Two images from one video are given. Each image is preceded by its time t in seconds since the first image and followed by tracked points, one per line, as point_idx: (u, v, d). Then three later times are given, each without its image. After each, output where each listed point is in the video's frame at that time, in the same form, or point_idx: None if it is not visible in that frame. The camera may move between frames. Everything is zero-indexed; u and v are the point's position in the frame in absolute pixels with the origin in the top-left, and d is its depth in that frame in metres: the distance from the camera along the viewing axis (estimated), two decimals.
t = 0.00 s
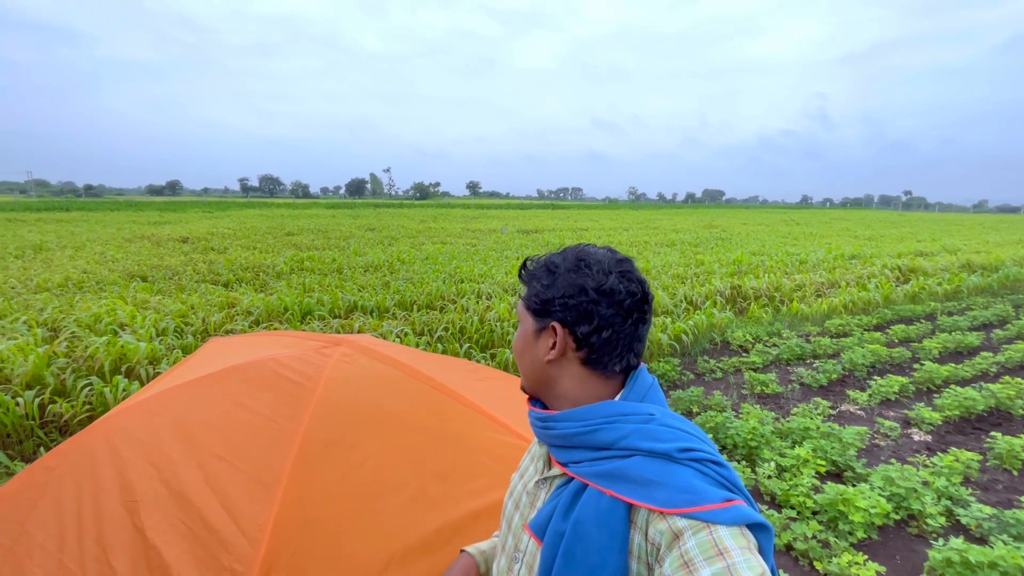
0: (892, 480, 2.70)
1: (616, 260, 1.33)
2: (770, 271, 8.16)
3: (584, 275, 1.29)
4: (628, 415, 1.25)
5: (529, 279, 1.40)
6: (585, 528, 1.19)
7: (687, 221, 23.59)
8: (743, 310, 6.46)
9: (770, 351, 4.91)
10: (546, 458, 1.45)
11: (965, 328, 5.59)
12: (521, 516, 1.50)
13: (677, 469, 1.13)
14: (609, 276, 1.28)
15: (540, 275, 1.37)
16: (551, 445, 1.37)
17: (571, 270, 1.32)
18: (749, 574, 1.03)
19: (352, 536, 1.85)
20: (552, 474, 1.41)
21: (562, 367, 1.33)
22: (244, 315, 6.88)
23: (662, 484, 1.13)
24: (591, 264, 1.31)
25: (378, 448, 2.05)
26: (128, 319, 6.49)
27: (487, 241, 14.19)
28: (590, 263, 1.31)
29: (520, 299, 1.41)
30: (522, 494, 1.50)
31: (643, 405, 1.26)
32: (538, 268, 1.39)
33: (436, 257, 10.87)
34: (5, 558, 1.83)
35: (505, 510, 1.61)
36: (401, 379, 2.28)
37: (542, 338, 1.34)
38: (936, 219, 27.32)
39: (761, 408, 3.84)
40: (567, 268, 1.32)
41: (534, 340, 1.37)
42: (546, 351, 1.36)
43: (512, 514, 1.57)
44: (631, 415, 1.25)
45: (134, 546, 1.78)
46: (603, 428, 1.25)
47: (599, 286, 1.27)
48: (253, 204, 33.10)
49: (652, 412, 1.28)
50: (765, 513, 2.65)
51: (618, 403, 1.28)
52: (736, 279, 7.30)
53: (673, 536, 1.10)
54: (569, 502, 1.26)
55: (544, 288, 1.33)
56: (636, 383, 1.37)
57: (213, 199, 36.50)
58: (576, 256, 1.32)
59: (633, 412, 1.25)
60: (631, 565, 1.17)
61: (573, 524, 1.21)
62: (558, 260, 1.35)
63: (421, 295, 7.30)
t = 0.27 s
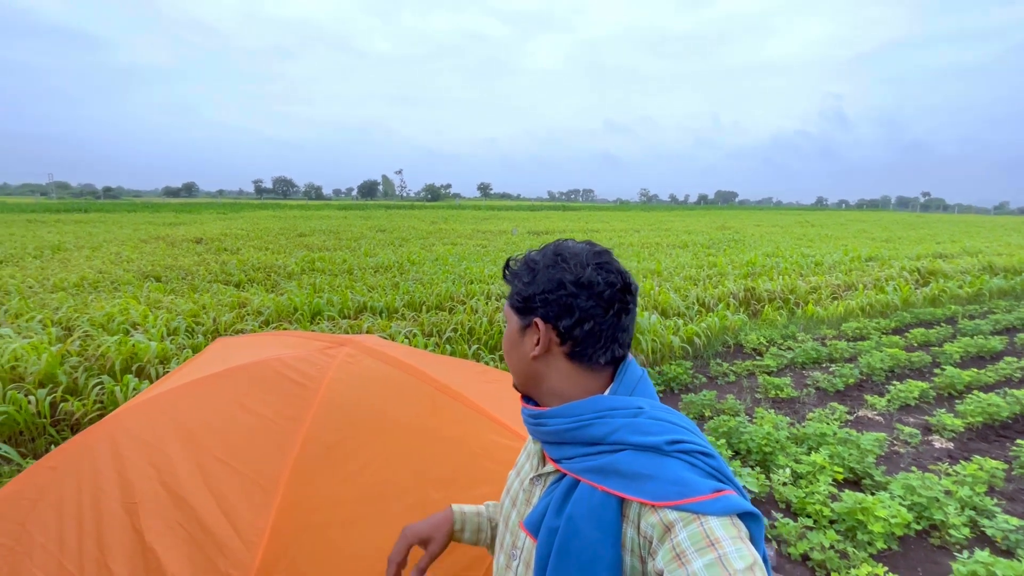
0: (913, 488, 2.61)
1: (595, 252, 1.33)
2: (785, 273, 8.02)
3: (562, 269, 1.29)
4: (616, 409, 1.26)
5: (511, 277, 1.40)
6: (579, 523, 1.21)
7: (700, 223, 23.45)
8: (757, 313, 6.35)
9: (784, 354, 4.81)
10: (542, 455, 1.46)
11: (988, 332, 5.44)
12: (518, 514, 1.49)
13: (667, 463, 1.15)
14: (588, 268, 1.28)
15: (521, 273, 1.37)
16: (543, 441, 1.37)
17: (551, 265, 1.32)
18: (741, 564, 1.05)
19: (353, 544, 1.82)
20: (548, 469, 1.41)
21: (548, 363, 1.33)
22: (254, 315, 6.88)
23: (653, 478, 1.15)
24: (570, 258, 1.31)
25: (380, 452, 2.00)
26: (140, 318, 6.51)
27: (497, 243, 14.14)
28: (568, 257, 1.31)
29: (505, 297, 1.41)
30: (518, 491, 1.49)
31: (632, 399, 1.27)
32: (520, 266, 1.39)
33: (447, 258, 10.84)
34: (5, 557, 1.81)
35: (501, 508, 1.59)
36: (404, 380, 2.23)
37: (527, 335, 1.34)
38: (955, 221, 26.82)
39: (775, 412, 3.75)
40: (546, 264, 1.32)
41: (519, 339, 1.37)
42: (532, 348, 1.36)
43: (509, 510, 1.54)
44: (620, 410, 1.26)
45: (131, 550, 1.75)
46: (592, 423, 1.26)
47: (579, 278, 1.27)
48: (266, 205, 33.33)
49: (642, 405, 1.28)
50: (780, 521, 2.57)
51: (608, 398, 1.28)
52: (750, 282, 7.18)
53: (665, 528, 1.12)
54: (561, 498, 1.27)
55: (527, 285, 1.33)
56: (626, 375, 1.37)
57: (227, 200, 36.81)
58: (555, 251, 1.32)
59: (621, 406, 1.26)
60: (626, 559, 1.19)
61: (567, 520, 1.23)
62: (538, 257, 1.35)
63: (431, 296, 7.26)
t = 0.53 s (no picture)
0: (930, 496, 2.57)
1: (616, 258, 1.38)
2: (796, 275, 7.95)
3: (598, 272, 1.30)
4: (623, 409, 1.24)
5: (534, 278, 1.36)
6: (590, 524, 1.18)
7: (709, 224, 23.34)
8: (768, 316, 6.30)
9: (796, 357, 4.76)
10: (552, 459, 1.43)
11: (1004, 336, 5.36)
12: (531, 518, 1.46)
13: (675, 460, 1.13)
14: (620, 272, 1.32)
15: (549, 275, 1.33)
16: (551, 445, 1.35)
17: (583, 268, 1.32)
18: (749, 558, 1.03)
19: (363, 551, 1.80)
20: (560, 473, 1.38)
21: (580, 367, 1.31)
22: (264, 316, 6.91)
23: (662, 476, 1.13)
24: (603, 261, 1.32)
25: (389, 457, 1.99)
26: (151, 319, 6.55)
27: (506, 244, 14.14)
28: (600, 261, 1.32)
29: (524, 301, 1.35)
30: (531, 495, 1.47)
31: (638, 399, 1.26)
32: (543, 267, 1.36)
33: (455, 259, 10.84)
34: (17, 558, 1.81)
35: (513, 512, 1.57)
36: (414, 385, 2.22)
37: (556, 339, 1.31)
38: (970, 223, 26.51)
39: (788, 417, 3.71)
40: (578, 267, 1.32)
41: (544, 344, 1.32)
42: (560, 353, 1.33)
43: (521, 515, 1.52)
44: (627, 410, 1.24)
45: (142, 553, 1.74)
46: (599, 425, 1.24)
47: (616, 282, 1.30)
48: (276, 206, 33.54)
49: (648, 405, 1.27)
50: (793, 528, 2.53)
51: (615, 400, 1.27)
52: (761, 284, 7.12)
53: (673, 524, 1.11)
54: (573, 499, 1.25)
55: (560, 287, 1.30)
56: (632, 376, 1.36)
57: (237, 201, 37.09)
58: (589, 254, 1.32)
59: (628, 406, 1.25)
60: (637, 558, 1.18)
61: (578, 521, 1.20)
62: (566, 259, 1.34)
63: (439, 297, 7.26)
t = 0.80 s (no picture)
0: (939, 502, 2.54)
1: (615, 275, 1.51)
2: (802, 277, 7.92)
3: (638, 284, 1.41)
4: (624, 409, 1.24)
5: (593, 280, 1.33)
6: (593, 523, 1.16)
7: (714, 225, 23.27)
8: (773, 318, 6.27)
9: (802, 360, 4.73)
10: (553, 463, 1.42)
11: (1013, 339, 5.32)
12: (534, 522, 1.46)
13: (674, 458, 1.12)
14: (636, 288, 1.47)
15: (609, 278, 1.34)
16: (552, 448, 1.33)
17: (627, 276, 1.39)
18: (743, 554, 1.02)
19: (366, 555, 1.78)
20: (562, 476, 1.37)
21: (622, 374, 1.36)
22: (269, 316, 6.92)
23: (661, 472, 1.12)
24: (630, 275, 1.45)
25: (393, 460, 1.98)
26: (156, 319, 6.57)
27: (510, 244, 14.14)
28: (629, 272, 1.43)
29: (587, 302, 1.31)
30: (533, 500, 1.46)
31: (638, 399, 1.25)
32: (599, 269, 1.35)
33: (459, 260, 10.84)
34: (24, 560, 1.81)
35: (516, 516, 1.56)
36: (418, 388, 2.22)
37: (616, 343, 1.33)
38: (977, 224, 26.37)
39: (793, 420, 3.68)
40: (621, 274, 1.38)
41: (604, 348, 1.31)
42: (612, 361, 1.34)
43: (524, 520, 1.51)
44: (626, 410, 1.23)
45: (147, 555, 1.74)
46: (601, 425, 1.23)
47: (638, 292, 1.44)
48: (281, 206, 33.63)
49: (648, 405, 1.26)
50: (800, 533, 2.51)
51: (615, 400, 1.27)
52: (767, 285, 7.09)
53: (670, 521, 1.10)
54: (575, 499, 1.22)
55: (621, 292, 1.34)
56: (631, 378, 1.37)
57: (242, 201, 37.24)
58: (627, 265, 1.40)
59: (628, 406, 1.24)
60: (639, 555, 1.16)
61: (582, 520, 1.18)
62: (613, 265, 1.38)
63: (444, 298, 7.26)
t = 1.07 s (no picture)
0: (944, 504, 2.53)
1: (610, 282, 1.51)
2: (806, 276, 7.89)
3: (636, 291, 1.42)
4: (621, 414, 1.22)
5: (600, 286, 1.32)
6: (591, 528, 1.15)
7: (718, 223, 23.22)
8: (777, 317, 6.25)
9: (806, 360, 4.71)
10: (553, 469, 1.41)
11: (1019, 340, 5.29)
12: (534, 528, 1.45)
13: (672, 462, 1.11)
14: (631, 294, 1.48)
15: (615, 285, 1.34)
16: (550, 453, 1.32)
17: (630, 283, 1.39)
18: (739, 559, 1.01)
19: (366, 558, 1.77)
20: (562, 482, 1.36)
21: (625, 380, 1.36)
22: (272, 315, 6.93)
23: (659, 477, 1.11)
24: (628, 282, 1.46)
25: (394, 462, 1.97)
26: (160, 317, 6.58)
27: (513, 243, 14.12)
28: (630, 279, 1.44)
29: (595, 307, 1.30)
30: (533, 506, 1.45)
31: (636, 403, 1.24)
32: (605, 275, 1.34)
33: (462, 258, 10.84)
34: (26, 560, 1.81)
35: (516, 521, 1.55)
36: (420, 390, 2.21)
37: (620, 349, 1.33)
38: (983, 223, 26.25)
39: (797, 420, 3.66)
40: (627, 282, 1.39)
41: (612, 355, 1.31)
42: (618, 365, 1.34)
43: (524, 526, 1.50)
44: (624, 414, 1.22)
45: (148, 556, 1.74)
46: (598, 429, 1.22)
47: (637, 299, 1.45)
48: (285, 204, 33.65)
49: (646, 409, 1.25)
50: (803, 535, 2.50)
51: (614, 404, 1.26)
52: (771, 284, 7.07)
53: (667, 526, 1.09)
54: (573, 504, 1.21)
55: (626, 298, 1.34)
56: (630, 384, 1.36)
57: (246, 198, 37.33)
58: (630, 271, 1.41)
59: (626, 410, 1.23)
60: (638, 560, 1.15)
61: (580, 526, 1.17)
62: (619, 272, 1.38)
63: (446, 297, 7.25)
